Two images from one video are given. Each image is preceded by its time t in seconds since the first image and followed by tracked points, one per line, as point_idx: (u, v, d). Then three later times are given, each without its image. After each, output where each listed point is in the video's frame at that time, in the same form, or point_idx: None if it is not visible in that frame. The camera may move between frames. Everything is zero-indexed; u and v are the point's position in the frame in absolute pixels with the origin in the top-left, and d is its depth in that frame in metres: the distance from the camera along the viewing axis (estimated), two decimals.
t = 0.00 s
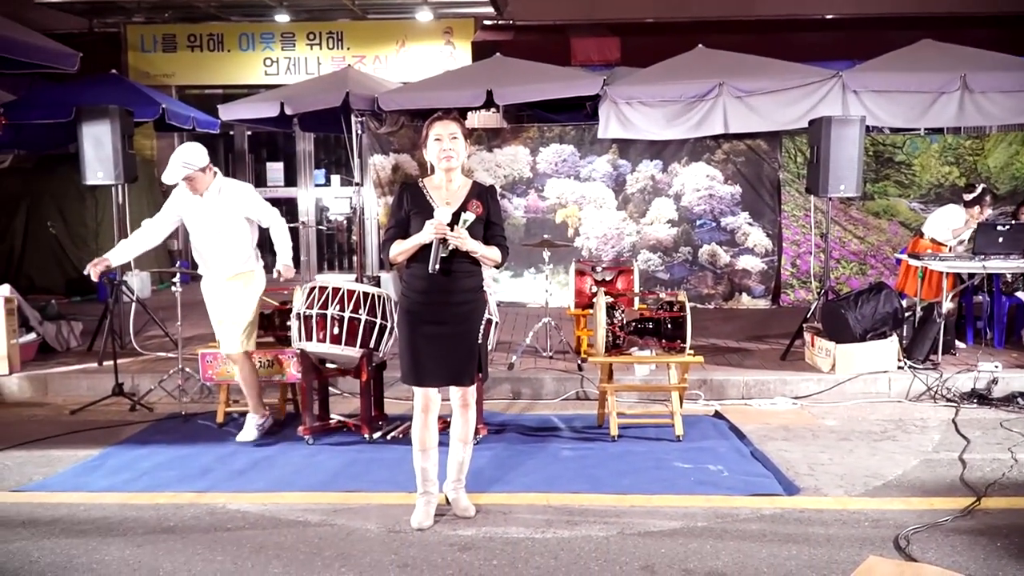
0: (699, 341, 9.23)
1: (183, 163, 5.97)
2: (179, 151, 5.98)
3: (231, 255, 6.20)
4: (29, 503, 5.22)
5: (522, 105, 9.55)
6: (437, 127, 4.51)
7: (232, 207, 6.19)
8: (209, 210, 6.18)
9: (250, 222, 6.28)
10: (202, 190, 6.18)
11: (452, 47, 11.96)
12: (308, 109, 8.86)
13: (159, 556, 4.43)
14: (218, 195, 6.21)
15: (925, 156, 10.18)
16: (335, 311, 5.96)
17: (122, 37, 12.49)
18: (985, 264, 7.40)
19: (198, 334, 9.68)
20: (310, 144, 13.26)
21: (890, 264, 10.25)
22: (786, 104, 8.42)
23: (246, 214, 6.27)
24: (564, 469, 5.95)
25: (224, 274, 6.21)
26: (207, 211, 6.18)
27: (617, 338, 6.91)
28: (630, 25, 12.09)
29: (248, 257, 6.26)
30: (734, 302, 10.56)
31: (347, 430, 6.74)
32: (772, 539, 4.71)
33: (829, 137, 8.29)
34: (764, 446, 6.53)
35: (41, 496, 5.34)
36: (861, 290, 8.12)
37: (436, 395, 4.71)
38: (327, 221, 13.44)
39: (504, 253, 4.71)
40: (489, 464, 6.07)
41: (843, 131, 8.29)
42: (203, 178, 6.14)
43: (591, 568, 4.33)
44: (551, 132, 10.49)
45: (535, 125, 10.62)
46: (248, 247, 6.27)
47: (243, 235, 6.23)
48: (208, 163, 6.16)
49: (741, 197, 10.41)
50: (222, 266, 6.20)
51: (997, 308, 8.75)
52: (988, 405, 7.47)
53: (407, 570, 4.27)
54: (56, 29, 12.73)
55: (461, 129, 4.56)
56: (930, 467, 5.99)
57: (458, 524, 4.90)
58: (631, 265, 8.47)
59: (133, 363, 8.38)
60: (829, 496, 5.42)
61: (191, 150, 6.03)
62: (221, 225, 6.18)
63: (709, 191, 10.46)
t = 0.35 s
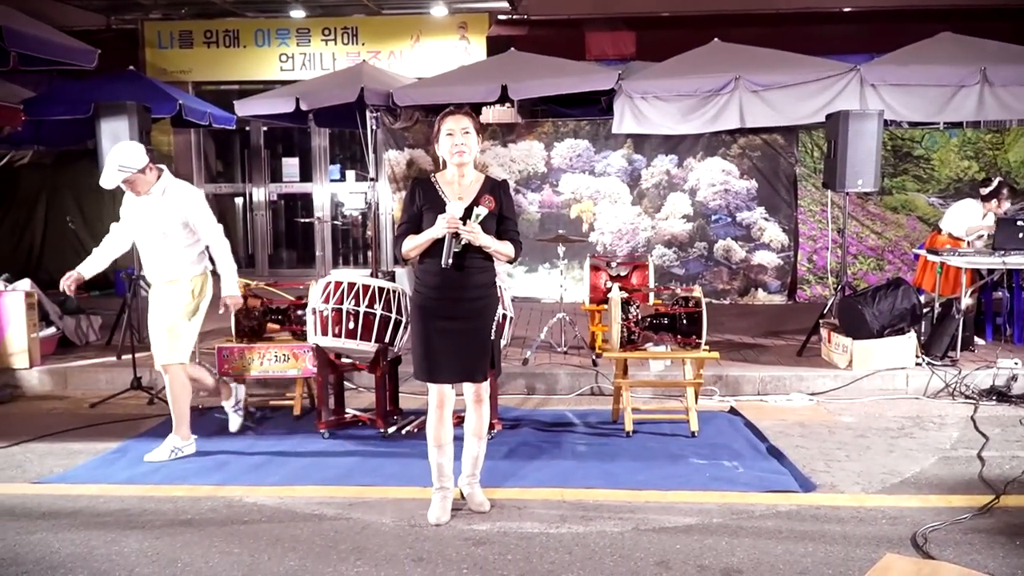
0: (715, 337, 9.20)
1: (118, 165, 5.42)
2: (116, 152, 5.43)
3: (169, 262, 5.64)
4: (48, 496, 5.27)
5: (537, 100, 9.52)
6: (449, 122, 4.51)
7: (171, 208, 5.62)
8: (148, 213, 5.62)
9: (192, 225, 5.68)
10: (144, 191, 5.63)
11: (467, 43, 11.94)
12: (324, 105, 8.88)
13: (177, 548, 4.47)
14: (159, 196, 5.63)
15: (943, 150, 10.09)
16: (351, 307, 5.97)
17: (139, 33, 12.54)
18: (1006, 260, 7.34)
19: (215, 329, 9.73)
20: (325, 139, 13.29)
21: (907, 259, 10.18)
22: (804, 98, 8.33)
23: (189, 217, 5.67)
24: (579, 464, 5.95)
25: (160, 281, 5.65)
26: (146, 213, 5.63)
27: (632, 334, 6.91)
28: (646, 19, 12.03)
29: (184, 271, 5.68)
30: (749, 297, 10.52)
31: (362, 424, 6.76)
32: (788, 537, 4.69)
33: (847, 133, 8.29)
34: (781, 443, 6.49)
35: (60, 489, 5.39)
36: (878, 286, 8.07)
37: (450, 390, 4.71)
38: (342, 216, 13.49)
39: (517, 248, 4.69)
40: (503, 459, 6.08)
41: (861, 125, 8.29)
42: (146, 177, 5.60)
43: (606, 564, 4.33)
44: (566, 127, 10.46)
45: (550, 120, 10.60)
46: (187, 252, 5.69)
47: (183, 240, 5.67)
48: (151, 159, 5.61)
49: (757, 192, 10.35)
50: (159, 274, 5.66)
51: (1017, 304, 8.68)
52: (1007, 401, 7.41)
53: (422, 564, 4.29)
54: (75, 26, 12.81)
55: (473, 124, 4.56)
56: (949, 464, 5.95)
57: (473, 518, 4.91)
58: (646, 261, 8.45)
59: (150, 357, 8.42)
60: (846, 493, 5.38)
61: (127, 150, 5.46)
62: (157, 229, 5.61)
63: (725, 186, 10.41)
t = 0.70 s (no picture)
0: (719, 333, 9.19)
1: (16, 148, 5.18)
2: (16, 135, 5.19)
3: (74, 255, 5.39)
4: (55, 491, 5.30)
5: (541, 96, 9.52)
6: (444, 116, 4.51)
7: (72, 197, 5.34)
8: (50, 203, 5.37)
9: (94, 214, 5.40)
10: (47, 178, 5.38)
11: (472, 39, 11.94)
12: (329, 101, 8.88)
13: (181, 543, 4.49)
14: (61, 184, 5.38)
15: (947, 146, 10.06)
16: (355, 303, 5.98)
17: (144, 29, 12.56)
18: (1011, 256, 7.33)
19: (219, 325, 9.75)
20: (329, 136, 13.30)
21: (911, 255, 10.17)
22: (809, 94, 8.33)
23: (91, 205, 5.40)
24: (583, 460, 5.97)
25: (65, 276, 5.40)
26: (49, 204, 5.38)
27: (636, 330, 6.90)
28: (650, 15, 12.01)
29: (94, 261, 5.40)
30: (753, 293, 10.52)
31: (366, 420, 6.77)
32: (791, 532, 4.69)
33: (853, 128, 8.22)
34: (785, 439, 6.49)
35: (66, 484, 5.42)
36: (882, 282, 8.04)
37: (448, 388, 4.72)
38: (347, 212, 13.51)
39: (514, 243, 4.70)
40: (507, 455, 6.10)
41: (867, 121, 8.23)
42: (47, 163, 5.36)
43: (609, 559, 4.34)
44: (570, 123, 10.46)
45: (554, 116, 10.60)
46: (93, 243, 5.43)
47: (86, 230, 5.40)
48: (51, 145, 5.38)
49: (761, 188, 10.34)
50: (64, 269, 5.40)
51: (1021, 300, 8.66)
52: (1011, 398, 7.40)
53: (426, 559, 4.30)
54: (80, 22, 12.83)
55: (468, 118, 4.55)
56: (953, 460, 5.94)
57: (477, 514, 4.93)
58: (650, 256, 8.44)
59: (155, 353, 8.44)
60: (849, 489, 5.38)
61: (28, 133, 5.21)
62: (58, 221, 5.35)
63: (729, 182, 10.40)
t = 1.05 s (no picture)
0: (715, 331, 9.20)
1: None
2: None
3: None
4: (53, 489, 5.29)
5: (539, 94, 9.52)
6: (425, 115, 4.48)
7: None
8: None
9: None
10: None
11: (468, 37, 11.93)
12: (326, 99, 8.86)
13: (178, 541, 4.49)
14: None
15: (943, 143, 10.07)
16: (352, 301, 5.98)
17: (141, 27, 12.53)
18: (1008, 255, 7.35)
19: (216, 323, 9.74)
20: (326, 134, 13.28)
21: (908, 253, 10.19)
22: (806, 92, 8.32)
23: None
24: (581, 458, 5.97)
25: None
26: None
27: (632, 328, 6.84)
28: (647, 13, 12.00)
29: None
30: (750, 291, 10.53)
31: (364, 418, 6.77)
32: (788, 530, 4.70)
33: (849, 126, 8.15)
34: (781, 437, 6.50)
35: (63, 482, 5.41)
36: (879, 280, 8.06)
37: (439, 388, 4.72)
38: (344, 210, 13.50)
39: (502, 242, 4.68)
40: (505, 453, 6.10)
41: (863, 120, 8.18)
42: None
43: (607, 558, 4.34)
44: (567, 121, 10.46)
45: (551, 114, 10.60)
46: None
47: None
48: None
49: (757, 186, 10.35)
50: None
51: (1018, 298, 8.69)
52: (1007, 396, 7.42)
53: (423, 558, 4.30)
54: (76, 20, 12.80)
55: (450, 116, 4.53)
56: (949, 458, 5.95)
57: (475, 512, 4.93)
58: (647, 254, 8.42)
59: (152, 351, 8.42)
60: (846, 487, 5.39)
61: None
62: None
63: (726, 180, 10.41)
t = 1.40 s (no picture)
0: (715, 331, 9.20)
1: None
2: None
3: None
4: (53, 489, 5.29)
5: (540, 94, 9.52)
6: (414, 115, 4.40)
7: None
8: None
9: None
10: None
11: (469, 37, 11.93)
12: (327, 98, 8.85)
13: (180, 541, 4.49)
14: None
15: (944, 143, 10.06)
16: (352, 301, 5.99)
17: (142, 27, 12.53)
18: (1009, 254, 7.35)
19: (217, 323, 9.74)
20: (327, 134, 13.27)
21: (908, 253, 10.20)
22: (806, 92, 8.28)
23: None
24: (581, 458, 5.97)
25: None
26: None
27: (634, 328, 6.88)
28: (648, 13, 12.00)
29: None
30: (751, 291, 10.54)
31: (364, 418, 6.77)
32: (789, 530, 4.69)
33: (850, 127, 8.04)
34: (782, 437, 6.50)
35: (64, 482, 5.41)
36: (879, 280, 8.05)
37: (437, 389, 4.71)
38: (344, 210, 13.51)
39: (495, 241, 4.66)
40: (505, 453, 6.10)
41: (864, 118, 8.06)
42: None
43: (607, 558, 4.34)
44: (568, 121, 10.46)
45: (552, 114, 10.59)
46: None
47: None
48: None
49: (758, 186, 10.35)
50: None
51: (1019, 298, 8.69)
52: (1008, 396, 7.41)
53: (424, 557, 4.30)
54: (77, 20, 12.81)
55: (438, 116, 4.47)
56: (950, 458, 5.95)
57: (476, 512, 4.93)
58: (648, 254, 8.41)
59: (153, 351, 8.41)
60: (847, 487, 5.39)
61: None
62: None
63: (727, 180, 10.41)
